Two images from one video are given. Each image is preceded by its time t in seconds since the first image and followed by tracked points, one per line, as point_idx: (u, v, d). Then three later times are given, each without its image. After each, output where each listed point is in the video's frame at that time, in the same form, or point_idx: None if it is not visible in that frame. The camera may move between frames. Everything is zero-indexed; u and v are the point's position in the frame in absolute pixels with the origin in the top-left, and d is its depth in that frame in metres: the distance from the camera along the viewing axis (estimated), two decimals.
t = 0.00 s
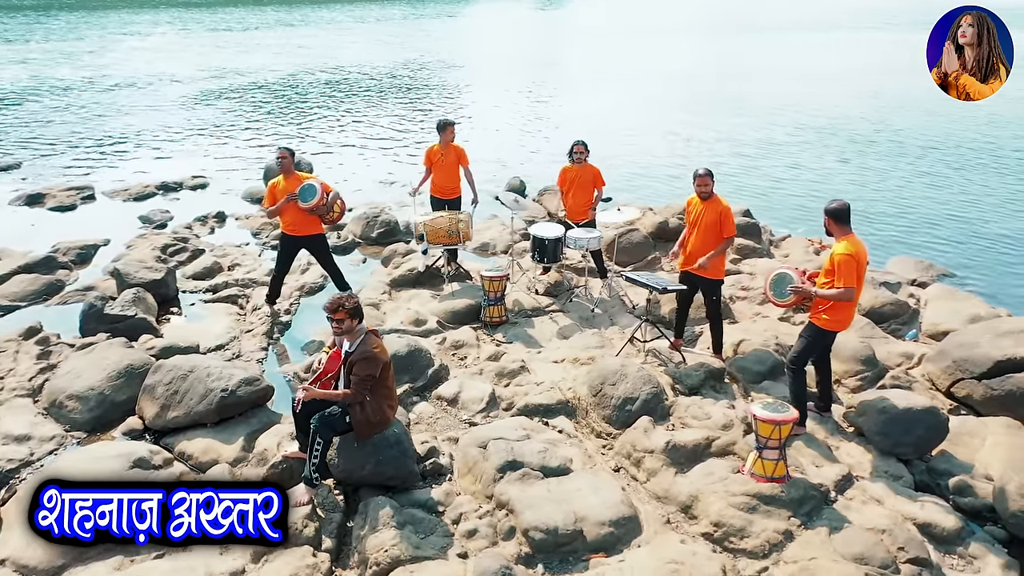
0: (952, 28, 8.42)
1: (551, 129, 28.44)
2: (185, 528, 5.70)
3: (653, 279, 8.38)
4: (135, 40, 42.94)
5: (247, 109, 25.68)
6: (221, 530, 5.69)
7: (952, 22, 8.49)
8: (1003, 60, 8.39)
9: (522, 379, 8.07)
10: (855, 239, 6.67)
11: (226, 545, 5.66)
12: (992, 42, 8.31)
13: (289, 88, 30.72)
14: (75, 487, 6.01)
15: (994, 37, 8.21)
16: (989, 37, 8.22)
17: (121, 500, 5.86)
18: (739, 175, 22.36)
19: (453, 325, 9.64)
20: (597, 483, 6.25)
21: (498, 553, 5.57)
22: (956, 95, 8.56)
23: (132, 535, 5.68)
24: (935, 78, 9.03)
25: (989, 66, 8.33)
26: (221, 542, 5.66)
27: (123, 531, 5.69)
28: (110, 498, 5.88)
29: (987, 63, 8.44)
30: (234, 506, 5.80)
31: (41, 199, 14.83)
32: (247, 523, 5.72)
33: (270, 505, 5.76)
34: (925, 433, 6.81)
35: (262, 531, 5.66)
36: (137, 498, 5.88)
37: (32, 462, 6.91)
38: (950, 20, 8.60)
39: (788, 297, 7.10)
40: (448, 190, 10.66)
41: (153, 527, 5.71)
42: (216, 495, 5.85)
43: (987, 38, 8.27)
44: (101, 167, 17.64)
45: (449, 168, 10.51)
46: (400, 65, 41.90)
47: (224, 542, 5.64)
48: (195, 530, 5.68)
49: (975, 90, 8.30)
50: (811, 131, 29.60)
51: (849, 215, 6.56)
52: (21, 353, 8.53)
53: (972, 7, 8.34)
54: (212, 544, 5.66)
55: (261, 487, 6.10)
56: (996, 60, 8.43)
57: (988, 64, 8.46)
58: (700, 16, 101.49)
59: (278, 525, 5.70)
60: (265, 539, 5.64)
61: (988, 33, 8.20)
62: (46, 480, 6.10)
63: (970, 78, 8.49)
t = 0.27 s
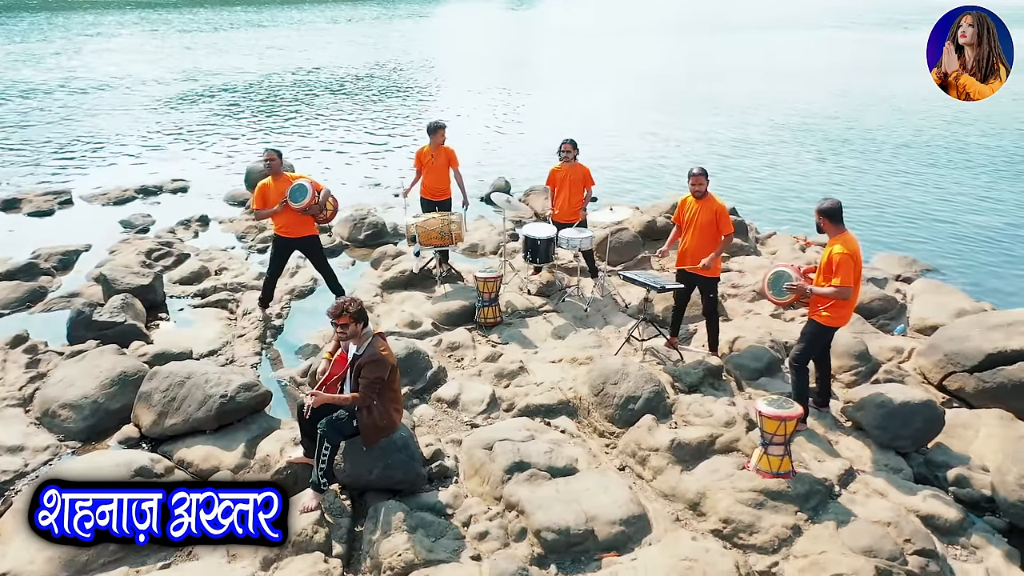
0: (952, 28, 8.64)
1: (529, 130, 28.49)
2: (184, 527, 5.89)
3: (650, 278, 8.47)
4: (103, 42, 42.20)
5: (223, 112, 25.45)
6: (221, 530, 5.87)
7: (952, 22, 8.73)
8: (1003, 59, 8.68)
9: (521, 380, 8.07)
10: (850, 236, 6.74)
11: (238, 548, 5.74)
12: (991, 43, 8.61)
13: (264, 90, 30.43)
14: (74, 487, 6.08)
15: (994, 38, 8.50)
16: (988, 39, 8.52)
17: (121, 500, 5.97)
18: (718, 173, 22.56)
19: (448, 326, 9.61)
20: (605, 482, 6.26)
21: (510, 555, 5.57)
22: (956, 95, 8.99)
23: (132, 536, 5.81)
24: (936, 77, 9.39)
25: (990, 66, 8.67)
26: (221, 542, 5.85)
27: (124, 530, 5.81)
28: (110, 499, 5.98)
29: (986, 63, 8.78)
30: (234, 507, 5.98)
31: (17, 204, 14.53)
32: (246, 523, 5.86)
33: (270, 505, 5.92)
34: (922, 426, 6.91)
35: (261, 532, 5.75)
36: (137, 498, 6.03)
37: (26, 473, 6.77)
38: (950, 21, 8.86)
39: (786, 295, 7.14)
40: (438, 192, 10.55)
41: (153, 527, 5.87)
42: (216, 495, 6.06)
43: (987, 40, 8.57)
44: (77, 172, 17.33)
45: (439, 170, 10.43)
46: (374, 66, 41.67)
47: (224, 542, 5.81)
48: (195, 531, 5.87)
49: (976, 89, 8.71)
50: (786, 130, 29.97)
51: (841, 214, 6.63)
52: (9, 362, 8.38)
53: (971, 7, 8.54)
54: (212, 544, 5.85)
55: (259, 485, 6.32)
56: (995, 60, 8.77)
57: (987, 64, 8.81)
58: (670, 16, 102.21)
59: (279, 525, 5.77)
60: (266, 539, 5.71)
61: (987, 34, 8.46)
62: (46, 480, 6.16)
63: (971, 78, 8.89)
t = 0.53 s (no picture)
0: (953, 28, 8.81)
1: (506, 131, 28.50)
2: (184, 527, 5.94)
3: (646, 277, 8.50)
4: (68, 43, 41.41)
5: (197, 115, 25.15)
6: (221, 530, 5.92)
7: (952, 22, 8.89)
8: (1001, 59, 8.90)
9: (520, 380, 8.08)
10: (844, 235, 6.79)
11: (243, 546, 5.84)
12: (991, 43, 8.79)
13: (237, 92, 30.09)
14: (75, 487, 6.15)
15: (994, 38, 8.67)
16: (989, 39, 8.69)
17: (120, 500, 6.04)
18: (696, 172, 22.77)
19: (441, 328, 9.58)
20: (611, 480, 6.29)
21: (523, 556, 5.56)
22: (957, 95, 9.13)
23: (132, 535, 5.82)
24: (935, 78, 9.58)
25: (989, 66, 8.84)
26: (221, 542, 5.90)
27: (123, 530, 5.83)
28: (110, 498, 6.02)
29: (986, 63, 8.96)
30: (234, 506, 6.04)
31: None
32: (246, 523, 5.90)
33: (270, 505, 5.98)
34: (919, 419, 7.02)
35: (261, 532, 5.79)
36: (137, 498, 6.09)
37: (21, 485, 6.64)
38: (950, 20, 9.02)
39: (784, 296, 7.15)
40: (428, 193, 10.50)
41: (153, 527, 5.89)
42: (216, 495, 6.15)
43: (987, 40, 8.75)
44: (51, 176, 17.00)
45: (427, 172, 10.35)
46: (348, 66, 41.39)
47: (224, 542, 5.88)
48: (195, 531, 5.92)
49: (975, 90, 8.87)
50: (760, 128, 30.30)
51: (839, 213, 6.64)
52: None
53: (972, 7, 8.72)
54: (212, 544, 5.89)
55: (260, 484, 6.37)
56: (995, 61, 8.94)
57: (987, 64, 8.98)
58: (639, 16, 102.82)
59: (278, 525, 5.79)
60: (265, 539, 5.76)
61: (987, 33, 8.63)
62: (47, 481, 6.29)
63: (970, 78, 9.04)
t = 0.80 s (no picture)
0: (953, 28, 8.84)
1: (481, 132, 28.47)
2: (185, 528, 5.98)
3: (640, 276, 8.53)
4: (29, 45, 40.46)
5: (168, 118, 24.79)
6: (221, 530, 5.99)
7: (952, 22, 8.92)
8: (1001, 59, 8.97)
9: (518, 381, 8.08)
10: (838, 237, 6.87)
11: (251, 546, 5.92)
12: (991, 43, 8.85)
13: (206, 95, 29.68)
14: (74, 488, 6.40)
15: (995, 39, 8.72)
16: (989, 38, 8.69)
17: (120, 499, 6.12)
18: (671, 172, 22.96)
19: (433, 330, 9.55)
20: (617, 479, 6.32)
21: (534, 557, 5.56)
22: (957, 95, 9.15)
23: (132, 535, 5.84)
24: (933, 78, 9.65)
25: (989, 66, 8.93)
26: (221, 542, 5.95)
27: (123, 530, 5.87)
28: (109, 498, 6.14)
29: (986, 63, 9.02)
30: (233, 507, 6.15)
31: None
32: (247, 523, 6.02)
33: (270, 505, 6.12)
34: (913, 412, 7.15)
35: (262, 531, 5.93)
36: (136, 498, 6.17)
37: (14, 498, 6.51)
38: (950, 20, 9.06)
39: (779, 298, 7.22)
40: (417, 196, 10.38)
41: (153, 527, 5.93)
42: (216, 495, 6.27)
43: (988, 40, 8.82)
44: (20, 182, 16.63)
45: (415, 173, 10.26)
46: (317, 68, 41.03)
47: (226, 542, 5.93)
48: (195, 531, 5.97)
49: (976, 90, 8.90)
50: (732, 127, 30.63)
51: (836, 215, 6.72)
52: None
53: (972, 7, 8.74)
54: (212, 544, 5.94)
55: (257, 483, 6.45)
56: (995, 60, 9.02)
57: (987, 64, 9.03)
58: (605, 15, 103.25)
59: (278, 525, 5.96)
60: (266, 539, 5.90)
61: (987, 33, 8.65)
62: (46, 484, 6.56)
63: (970, 78, 9.06)
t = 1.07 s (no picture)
0: (953, 29, 8.61)
1: (458, 133, 28.42)
2: (184, 527, 6.01)
3: (637, 274, 8.50)
4: None
5: (141, 122, 24.43)
6: (221, 530, 6.00)
7: (952, 22, 8.68)
8: (1001, 59, 8.75)
9: (517, 382, 8.08)
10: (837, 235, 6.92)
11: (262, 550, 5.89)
12: (991, 43, 8.63)
13: (178, 98, 29.26)
14: (72, 487, 6.49)
15: (994, 38, 8.48)
16: (989, 38, 8.47)
17: (120, 500, 6.19)
18: (650, 171, 23.10)
19: (427, 332, 9.52)
20: (625, 478, 6.33)
21: (547, 558, 5.56)
22: (957, 94, 8.88)
23: (132, 536, 5.89)
24: (934, 78, 9.37)
25: (989, 66, 8.69)
26: (221, 542, 5.96)
27: (123, 530, 5.93)
28: (109, 499, 6.19)
29: (986, 63, 8.81)
30: (233, 507, 6.15)
31: None
32: (247, 523, 6.03)
33: (270, 505, 6.16)
34: (909, 405, 7.27)
35: (261, 531, 5.95)
36: (136, 499, 6.23)
37: (11, 511, 6.39)
38: (949, 21, 8.80)
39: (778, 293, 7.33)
40: (406, 197, 10.27)
41: (152, 527, 5.98)
42: (216, 495, 6.28)
43: (988, 40, 8.57)
44: None
45: (405, 175, 10.14)
46: (289, 70, 40.64)
47: (226, 542, 5.94)
48: (195, 530, 5.98)
49: (975, 90, 8.67)
50: (707, 126, 30.88)
51: (836, 214, 6.75)
52: None
53: (971, 7, 8.52)
54: (211, 544, 5.94)
55: (257, 481, 6.47)
56: (995, 61, 8.80)
57: (988, 64, 8.83)
58: (574, 16, 103.46)
59: (278, 525, 6.01)
60: (266, 539, 5.93)
61: (987, 33, 8.42)
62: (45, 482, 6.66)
63: (970, 78, 8.86)
